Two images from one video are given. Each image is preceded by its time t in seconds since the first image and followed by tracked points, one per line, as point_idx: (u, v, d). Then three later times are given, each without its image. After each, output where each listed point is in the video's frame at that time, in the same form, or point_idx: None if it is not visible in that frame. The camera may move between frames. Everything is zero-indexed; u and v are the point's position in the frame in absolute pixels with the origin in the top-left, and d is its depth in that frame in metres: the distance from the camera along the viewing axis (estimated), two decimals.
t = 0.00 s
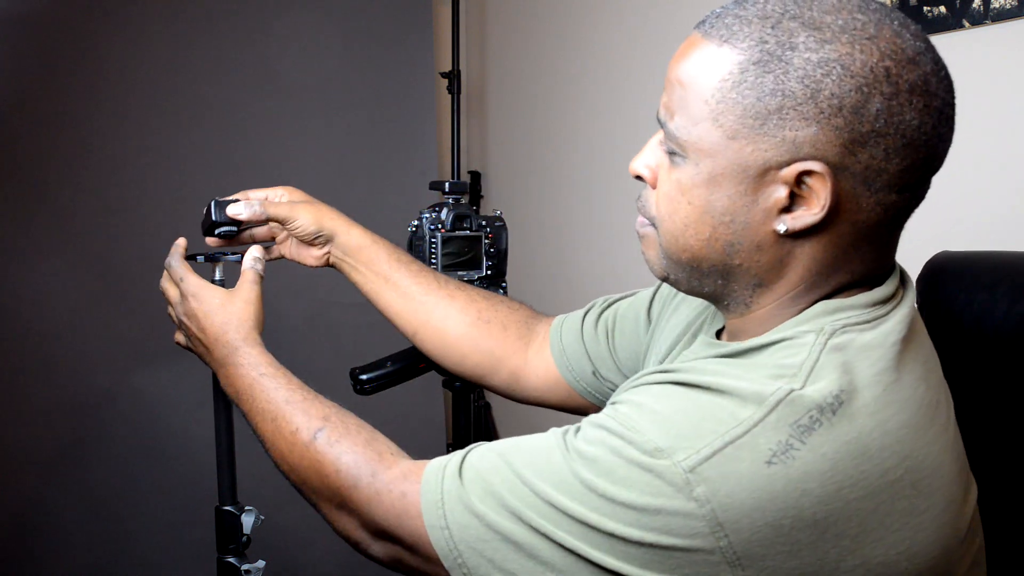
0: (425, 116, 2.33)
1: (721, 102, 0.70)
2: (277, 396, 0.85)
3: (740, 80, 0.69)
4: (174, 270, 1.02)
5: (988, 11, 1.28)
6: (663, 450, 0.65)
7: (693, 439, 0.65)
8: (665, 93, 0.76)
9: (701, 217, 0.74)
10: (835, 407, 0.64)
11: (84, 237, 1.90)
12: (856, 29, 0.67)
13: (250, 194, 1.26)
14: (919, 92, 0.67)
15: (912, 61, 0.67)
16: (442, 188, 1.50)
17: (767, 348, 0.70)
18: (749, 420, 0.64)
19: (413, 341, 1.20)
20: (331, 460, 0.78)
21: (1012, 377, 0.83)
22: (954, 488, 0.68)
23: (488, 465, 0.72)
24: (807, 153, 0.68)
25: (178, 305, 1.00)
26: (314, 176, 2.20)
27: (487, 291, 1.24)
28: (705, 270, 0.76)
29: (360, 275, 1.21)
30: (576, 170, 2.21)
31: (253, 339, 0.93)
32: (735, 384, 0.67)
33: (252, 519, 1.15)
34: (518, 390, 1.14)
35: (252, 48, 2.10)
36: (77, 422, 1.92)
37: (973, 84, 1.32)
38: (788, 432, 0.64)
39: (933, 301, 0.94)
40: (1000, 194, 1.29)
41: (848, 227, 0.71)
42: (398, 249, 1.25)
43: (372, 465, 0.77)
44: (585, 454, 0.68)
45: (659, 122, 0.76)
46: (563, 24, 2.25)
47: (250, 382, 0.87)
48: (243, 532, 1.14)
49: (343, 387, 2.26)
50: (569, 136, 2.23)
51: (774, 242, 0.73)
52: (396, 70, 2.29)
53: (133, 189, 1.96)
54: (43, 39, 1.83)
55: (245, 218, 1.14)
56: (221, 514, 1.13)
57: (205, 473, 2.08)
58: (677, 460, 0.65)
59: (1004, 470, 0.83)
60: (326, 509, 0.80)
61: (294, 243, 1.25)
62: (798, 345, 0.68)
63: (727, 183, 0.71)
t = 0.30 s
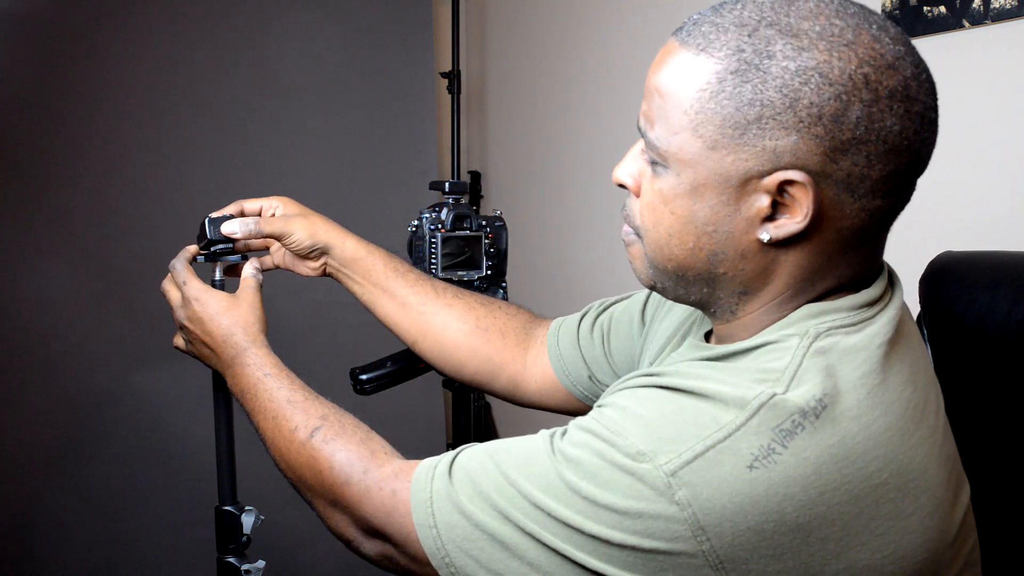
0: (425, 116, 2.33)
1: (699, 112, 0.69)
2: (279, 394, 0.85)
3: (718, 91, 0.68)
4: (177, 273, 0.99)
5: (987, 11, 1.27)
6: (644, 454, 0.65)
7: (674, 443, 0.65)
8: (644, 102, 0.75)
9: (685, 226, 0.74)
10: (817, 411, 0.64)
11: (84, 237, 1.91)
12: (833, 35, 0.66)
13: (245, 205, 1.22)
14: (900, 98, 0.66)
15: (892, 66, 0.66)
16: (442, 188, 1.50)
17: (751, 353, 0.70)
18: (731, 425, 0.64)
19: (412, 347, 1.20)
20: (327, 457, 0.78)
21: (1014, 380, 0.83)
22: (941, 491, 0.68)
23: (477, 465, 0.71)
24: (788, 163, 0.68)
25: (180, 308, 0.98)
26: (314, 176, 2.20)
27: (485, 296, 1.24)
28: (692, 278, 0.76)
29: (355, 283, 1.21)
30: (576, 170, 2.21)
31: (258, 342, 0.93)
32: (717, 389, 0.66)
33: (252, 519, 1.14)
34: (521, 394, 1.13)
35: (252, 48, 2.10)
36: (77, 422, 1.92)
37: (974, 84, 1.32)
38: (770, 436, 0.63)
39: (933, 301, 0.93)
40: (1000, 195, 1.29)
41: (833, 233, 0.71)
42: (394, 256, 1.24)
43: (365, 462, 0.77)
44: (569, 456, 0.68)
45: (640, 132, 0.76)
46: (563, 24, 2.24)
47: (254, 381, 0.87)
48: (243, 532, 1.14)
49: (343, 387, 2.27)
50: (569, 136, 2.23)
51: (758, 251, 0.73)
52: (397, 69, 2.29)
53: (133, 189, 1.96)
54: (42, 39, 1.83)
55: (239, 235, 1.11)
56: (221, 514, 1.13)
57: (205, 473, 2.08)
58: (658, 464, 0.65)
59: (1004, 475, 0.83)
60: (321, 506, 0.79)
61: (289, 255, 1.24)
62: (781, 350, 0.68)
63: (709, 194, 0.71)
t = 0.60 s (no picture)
0: (425, 117, 2.34)
1: (701, 112, 0.69)
2: (286, 392, 0.85)
3: (720, 90, 0.68)
4: (181, 271, 0.98)
5: (987, 11, 1.27)
6: (647, 450, 0.66)
7: (677, 439, 0.65)
8: (647, 103, 0.76)
9: (688, 226, 0.74)
10: (819, 407, 0.64)
11: (84, 237, 1.90)
12: (834, 35, 0.66)
13: (251, 203, 1.22)
14: (900, 96, 0.67)
15: (891, 66, 0.67)
16: (442, 188, 1.50)
17: (754, 350, 0.70)
18: (733, 421, 0.64)
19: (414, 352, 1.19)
20: (333, 455, 0.78)
21: (1014, 379, 0.83)
22: (942, 487, 0.68)
23: (481, 462, 0.72)
24: (791, 162, 0.68)
25: (181, 307, 0.96)
26: (314, 176, 2.20)
27: (486, 301, 1.24)
28: (695, 277, 0.76)
29: (354, 289, 1.20)
30: (576, 171, 2.21)
31: (265, 341, 0.92)
32: (719, 386, 0.67)
33: (252, 518, 1.14)
34: (523, 398, 1.14)
35: (252, 48, 2.10)
36: (77, 422, 1.92)
37: (974, 84, 1.32)
38: (772, 432, 0.64)
39: (932, 301, 0.93)
40: (1000, 195, 1.29)
41: (834, 232, 0.71)
42: (396, 265, 1.24)
43: (371, 458, 0.77)
44: (572, 453, 0.68)
45: (642, 132, 0.76)
46: (563, 25, 2.24)
47: (262, 379, 0.87)
48: (243, 532, 1.14)
49: (343, 387, 2.26)
50: (570, 136, 2.23)
51: (761, 249, 0.73)
52: (397, 70, 2.29)
53: (133, 189, 1.96)
54: (42, 38, 1.83)
55: (241, 243, 1.09)
56: (221, 514, 1.13)
57: (205, 473, 2.08)
58: (661, 460, 0.65)
59: (1004, 472, 0.83)
60: (326, 503, 0.79)
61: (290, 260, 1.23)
62: (783, 346, 0.68)
63: (712, 194, 0.71)
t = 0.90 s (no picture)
0: (425, 117, 2.34)
1: (707, 113, 0.70)
2: (291, 389, 0.85)
3: (727, 91, 0.68)
4: (184, 269, 0.97)
5: (988, 11, 1.27)
6: (648, 447, 0.66)
7: (678, 437, 0.65)
8: (652, 103, 0.76)
9: (692, 226, 0.74)
10: (820, 407, 0.64)
11: (84, 237, 1.91)
12: (840, 36, 0.66)
13: (250, 201, 1.23)
14: (906, 98, 0.67)
15: (898, 67, 0.67)
16: (442, 187, 1.50)
17: (756, 349, 0.70)
18: (734, 419, 0.64)
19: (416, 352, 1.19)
20: (338, 451, 0.78)
21: (1015, 378, 0.83)
22: (943, 487, 0.68)
23: (484, 458, 0.72)
24: (797, 163, 0.68)
25: (186, 305, 0.95)
26: (314, 176, 2.20)
27: (487, 300, 1.24)
28: (698, 277, 0.76)
29: (356, 290, 1.21)
30: (576, 171, 2.21)
31: (273, 340, 0.92)
32: (721, 384, 0.67)
33: (252, 518, 1.14)
34: (525, 395, 1.14)
35: (252, 48, 2.10)
36: (77, 423, 1.92)
37: (974, 85, 1.32)
38: (772, 430, 0.64)
39: (932, 302, 0.93)
40: (999, 196, 1.29)
41: (839, 233, 0.71)
42: (397, 265, 1.24)
43: (375, 453, 0.77)
44: (575, 450, 0.69)
45: (647, 132, 0.76)
46: (562, 25, 2.25)
47: (269, 377, 0.88)
48: (243, 532, 1.14)
49: (343, 388, 2.27)
50: (569, 136, 2.23)
51: (765, 250, 0.73)
52: (397, 70, 2.29)
53: (133, 189, 1.96)
54: (43, 39, 1.83)
55: (240, 246, 1.09)
56: (221, 514, 1.13)
57: (206, 473, 2.08)
58: (661, 457, 0.65)
59: (1004, 470, 0.83)
60: (331, 498, 0.79)
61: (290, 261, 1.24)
62: (786, 345, 0.68)
63: (716, 194, 0.71)
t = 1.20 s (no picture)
0: (425, 117, 2.34)
1: (705, 119, 0.70)
2: (293, 390, 0.85)
3: (724, 97, 0.68)
4: (185, 270, 0.96)
5: (987, 11, 1.27)
6: (645, 450, 0.66)
7: (676, 439, 0.65)
8: (649, 107, 0.75)
9: (691, 230, 0.74)
10: (818, 409, 0.64)
11: (84, 238, 1.91)
12: (838, 39, 0.66)
13: (252, 201, 1.23)
14: (905, 101, 0.66)
15: (897, 70, 0.66)
16: (442, 188, 1.50)
17: (755, 351, 0.70)
18: (731, 422, 0.64)
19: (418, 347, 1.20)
20: (339, 452, 0.78)
21: (1015, 378, 0.83)
22: (941, 490, 0.68)
23: (484, 457, 0.72)
24: (797, 169, 0.68)
25: (186, 304, 0.95)
26: (313, 176, 2.20)
27: (489, 296, 1.24)
28: (698, 281, 0.76)
29: (363, 288, 1.21)
30: (575, 170, 2.21)
31: (274, 341, 0.92)
32: (719, 386, 0.67)
33: (252, 518, 1.14)
34: (528, 391, 1.13)
35: (252, 48, 2.11)
36: (77, 423, 1.92)
37: (974, 85, 1.32)
38: (769, 433, 0.64)
39: (932, 302, 0.93)
40: (994, 197, 1.30)
41: (839, 236, 0.71)
42: (398, 259, 1.24)
43: (375, 454, 0.77)
44: (573, 451, 0.68)
45: (645, 137, 0.76)
46: (562, 25, 2.24)
47: (270, 378, 0.87)
48: (243, 532, 1.14)
49: (343, 387, 2.27)
50: (569, 136, 2.23)
51: (765, 254, 0.73)
52: (397, 69, 2.29)
53: (133, 189, 1.96)
54: (42, 39, 1.83)
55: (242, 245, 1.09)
56: (221, 514, 1.13)
57: (206, 473, 2.08)
58: (658, 460, 0.65)
59: (1005, 470, 0.83)
60: (332, 498, 0.79)
61: (293, 258, 1.24)
62: (784, 348, 0.68)
63: (715, 200, 0.71)
